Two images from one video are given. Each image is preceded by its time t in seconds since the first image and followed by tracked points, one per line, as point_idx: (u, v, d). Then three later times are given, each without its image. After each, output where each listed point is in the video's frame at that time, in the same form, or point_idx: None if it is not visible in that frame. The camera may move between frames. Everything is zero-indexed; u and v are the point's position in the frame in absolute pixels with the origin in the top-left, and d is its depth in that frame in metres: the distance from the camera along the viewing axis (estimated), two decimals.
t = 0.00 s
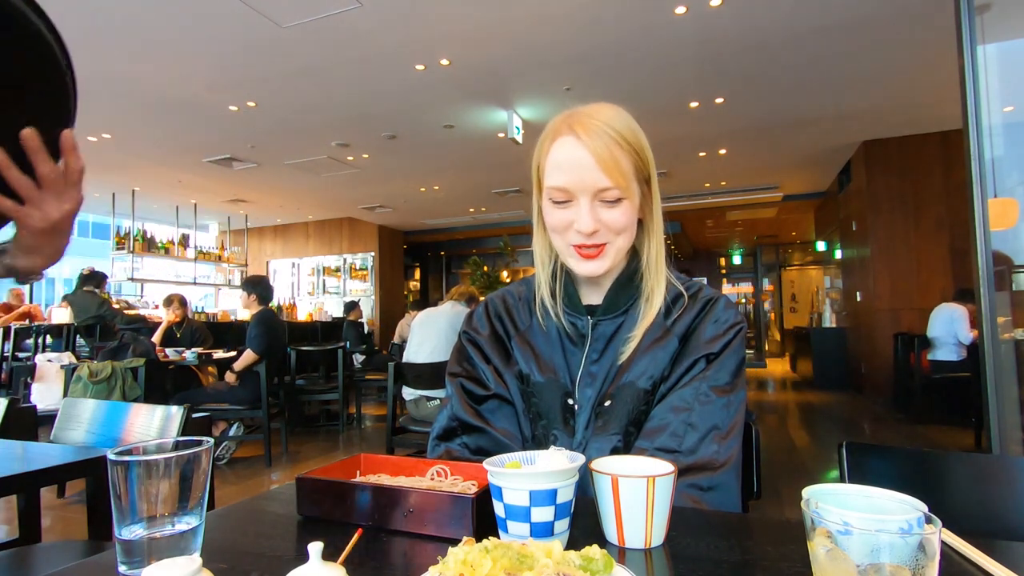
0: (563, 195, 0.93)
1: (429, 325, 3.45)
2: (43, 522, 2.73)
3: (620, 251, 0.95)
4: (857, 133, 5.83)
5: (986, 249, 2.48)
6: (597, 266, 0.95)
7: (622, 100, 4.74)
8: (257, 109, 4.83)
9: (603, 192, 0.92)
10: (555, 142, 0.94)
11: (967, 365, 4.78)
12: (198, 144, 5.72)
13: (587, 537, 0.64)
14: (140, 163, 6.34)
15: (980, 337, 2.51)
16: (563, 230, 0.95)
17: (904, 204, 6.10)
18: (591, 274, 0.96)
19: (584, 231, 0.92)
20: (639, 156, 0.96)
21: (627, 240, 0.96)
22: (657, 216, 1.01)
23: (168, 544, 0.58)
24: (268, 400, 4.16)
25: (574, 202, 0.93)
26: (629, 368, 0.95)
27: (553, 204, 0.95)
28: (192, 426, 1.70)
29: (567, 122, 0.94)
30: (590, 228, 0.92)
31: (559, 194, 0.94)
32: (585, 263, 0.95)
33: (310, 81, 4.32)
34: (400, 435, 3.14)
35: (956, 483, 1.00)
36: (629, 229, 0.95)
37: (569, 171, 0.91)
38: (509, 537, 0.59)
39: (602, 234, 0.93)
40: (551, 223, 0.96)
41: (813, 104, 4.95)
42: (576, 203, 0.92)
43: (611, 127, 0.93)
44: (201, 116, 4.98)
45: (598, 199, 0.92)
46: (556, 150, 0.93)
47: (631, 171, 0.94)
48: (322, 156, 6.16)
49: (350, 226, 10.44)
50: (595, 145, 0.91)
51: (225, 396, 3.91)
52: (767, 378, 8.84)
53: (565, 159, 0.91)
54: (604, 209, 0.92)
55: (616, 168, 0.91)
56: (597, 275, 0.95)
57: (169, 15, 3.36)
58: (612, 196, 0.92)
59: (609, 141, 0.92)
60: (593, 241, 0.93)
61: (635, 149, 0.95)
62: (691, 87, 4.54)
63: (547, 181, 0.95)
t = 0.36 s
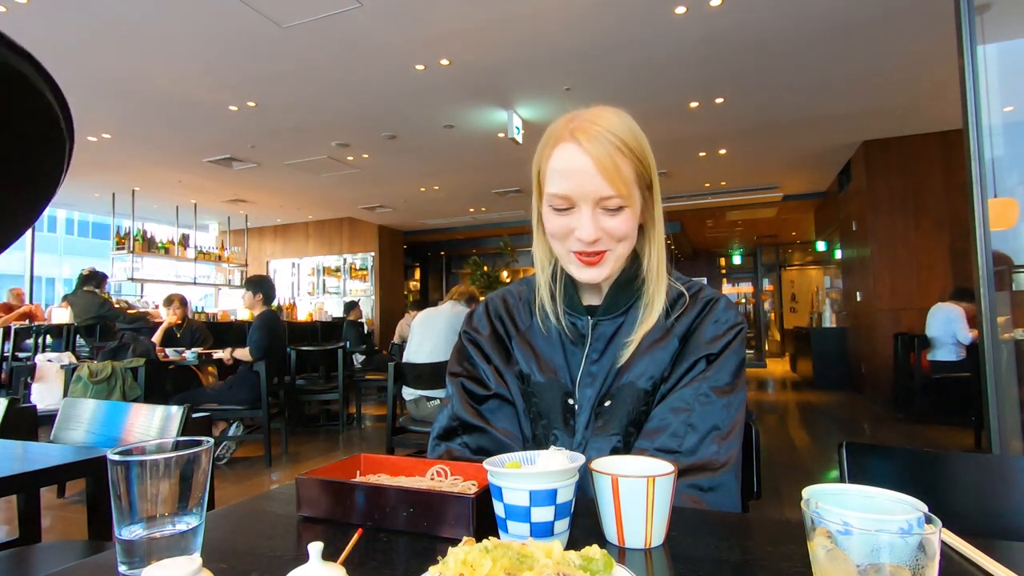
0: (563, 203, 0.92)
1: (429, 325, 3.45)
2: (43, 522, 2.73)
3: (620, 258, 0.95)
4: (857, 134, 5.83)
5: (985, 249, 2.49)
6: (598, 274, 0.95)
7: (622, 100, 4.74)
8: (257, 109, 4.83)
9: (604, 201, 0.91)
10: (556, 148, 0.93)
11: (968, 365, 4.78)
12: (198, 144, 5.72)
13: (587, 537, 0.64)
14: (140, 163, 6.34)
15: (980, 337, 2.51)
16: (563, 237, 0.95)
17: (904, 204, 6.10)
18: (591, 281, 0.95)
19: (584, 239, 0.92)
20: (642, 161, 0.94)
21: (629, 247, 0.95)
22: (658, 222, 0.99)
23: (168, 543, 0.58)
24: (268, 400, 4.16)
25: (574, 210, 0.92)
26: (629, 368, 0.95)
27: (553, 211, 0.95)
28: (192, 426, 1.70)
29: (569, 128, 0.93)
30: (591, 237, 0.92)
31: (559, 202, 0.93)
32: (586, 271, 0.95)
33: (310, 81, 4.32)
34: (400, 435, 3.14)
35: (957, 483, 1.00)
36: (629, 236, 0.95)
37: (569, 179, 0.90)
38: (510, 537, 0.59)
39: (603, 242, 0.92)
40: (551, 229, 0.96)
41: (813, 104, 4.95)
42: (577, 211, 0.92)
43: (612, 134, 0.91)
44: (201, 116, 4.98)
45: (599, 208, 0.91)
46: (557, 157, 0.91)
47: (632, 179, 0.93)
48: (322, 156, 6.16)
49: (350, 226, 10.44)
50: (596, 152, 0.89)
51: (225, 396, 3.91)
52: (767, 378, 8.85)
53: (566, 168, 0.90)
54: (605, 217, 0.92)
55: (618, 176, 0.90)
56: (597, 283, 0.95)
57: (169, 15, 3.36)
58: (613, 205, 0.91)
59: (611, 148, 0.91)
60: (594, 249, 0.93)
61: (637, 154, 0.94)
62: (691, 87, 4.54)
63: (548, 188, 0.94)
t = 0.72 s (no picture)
0: (565, 178, 0.94)
1: (429, 325, 3.45)
2: (43, 522, 2.73)
3: (616, 247, 0.94)
4: (857, 134, 5.83)
5: (985, 249, 2.49)
6: (590, 256, 0.93)
7: (622, 100, 4.74)
8: (257, 109, 4.83)
9: (605, 182, 0.92)
10: (565, 129, 0.95)
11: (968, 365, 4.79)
12: (198, 144, 5.72)
13: (587, 537, 0.65)
14: (140, 163, 6.34)
15: (980, 338, 2.51)
16: (560, 214, 0.95)
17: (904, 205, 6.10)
18: (583, 264, 0.94)
19: (580, 215, 0.92)
20: (648, 156, 0.96)
21: (625, 237, 0.94)
22: (660, 220, 0.98)
23: (168, 543, 0.58)
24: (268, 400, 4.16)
25: (575, 186, 0.93)
26: (629, 369, 0.95)
27: (555, 188, 0.96)
28: (192, 426, 1.70)
29: (582, 111, 0.96)
30: (587, 213, 0.91)
31: (560, 177, 0.94)
32: (578, 251, 0.94)
33: (310, 81, 4.32)
34: (400, 435, 3.14)
35: (957, 483, 1.00)
36: (627, 226, 0.94)
37: (573, 155, 0.92)
38: (510, 537, 0.59)
39: (600, 223, 0.92)
40: (550, 208, 0.96)
41: (813, 104, 4.95)
42: (577, 187, 0.92)
43: (624, 124, 0.93)
44: (201, 116, 4.98)
45: (599, 186, 0.92)
46: (566, 136, 0.94)
47: (637, 168, 0.94)
48: (321, 156, 6.16)
49: (350, 226, 10.44)
50: (605, 136, 0.91)
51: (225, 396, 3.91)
52: (767, 378, 8.86)
53: (574, 145, 0.92)
54: (604, 197, 0.91)
55: (623, 161, 0.92)
56: (589, 265, 0.93)
57: (168, 14, 3.36)
58: (614, 187, 0.92)
59: (619, 133, 0.93)
60: (589, 227, 0.92)
61: (647, 150, 0.95)
62: (691, 87, 4.54)
63: (551, 165, 0.95)
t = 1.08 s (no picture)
0: (557, 164, 0.94)
1: (429, 325, 3.45)
2: (43, 522, 2.73)
3: (612, 228, 0.93)
4: (857, 134, 5.83)
5: (986, 249, 2.49)
6: (587, 236, 0.92)
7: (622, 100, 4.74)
8: (257, 109, 4.83)
9: (594, 163, 0.92)
10: (555, 118, 0.96)
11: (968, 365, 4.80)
12: (198, 144, 5.72)
13: (587, 537, 0.64)
14: (140, 163, 6.34)
15: (980, 338, 2.51)
16: (554, 199, 0.94)
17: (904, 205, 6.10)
18: (579, 247, 0.93)
19: (572, 197, 0.92)
20: (640, 141, 0.96)
21: (620, 218, 0.93)
22: (660, 203, 0.99)
23: (168, 543, 0.58)
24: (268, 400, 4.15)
25: (566, 171, 0.93)
26: (632, 365, 0.94)
27: (548, 175, 0.96)
28: (192, 426, 1.70)
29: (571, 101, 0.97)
30: (579, 193, 0.91)
31: (552, 164, 0.94)
32: (574, 232, 0.93)
33: (310, 81, 4.32)
34: (400, 435, 3.14)
35: (957, 482, 1.00)
36: (622, 206, 0.93)
37: (563, 141, 0.93)
38: (509, 537, 0.59)
39: (594, 204, 0.91)
40: (544, 196, 0.96)
41: (813, 104, 4.95)
42: (568, 171, 0.93)
43: (613, 109, 0.94)
44: (201, 116, 4.98)
45: (590, 168, 0.92)
46: (555, 123, 0.94)
47: (627, 151, 0.94)
48: (322, 156, 6.16)
49: (350, 226, 10.45)
50: (594, 119, 0.92)
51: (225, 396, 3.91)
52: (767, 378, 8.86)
53: (563, 129, 0.93)
54: (595, 178, 0.91)
55: (612, 142, 0.92)
56: (586, 246, 0.92)
57: (168, 14, 3.35)
58: (605, 168, 0.92)
59: (608, 119, 0.93)
60: (583, 208, 0.92)
61: (637, 134, 0.96)
62: (691, 87, 4.54)
63: (543, 154, 0.96)
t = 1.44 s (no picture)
0: (524, 162, 0.94)
1: (429, 325, 3.45)
2: (43, 522, 2.73)
3: (587, 217, 0.93)
4: (857, 134, 5.82)
5: (986, 248, 2.49)
6: (563, 228, 0.93)
7: (622, 100, 4.75)
8: (257, 109, 4.83)
9: (560, 155, 0.92)
10: (518, 118, 0.97)
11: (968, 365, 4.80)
12: (198, 144, 5.72)
13: (586, 537, 0.64)
14: (139, 163, 6.34)
15: (980, 338, 2.51)
16: (526, 196, 0.94)
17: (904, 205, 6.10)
18: (556, 241, 0.93)
19: (542, 191, 0.92)
20: (603, 130, 0.96)
21: (593, 206, 0.93)
22: (627, 190, 0.98)
23: (168, 543, 0.58)
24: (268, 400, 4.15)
25: (534, 167, 0.94)
26: (616, 366, 0.94)
27: (518, 174, 0.96)
28: (193, 426, 1.70)
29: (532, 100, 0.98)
30: (549, 186, 0.91)
31: (520, 163, 0.95)
32: (550, 226, 0.93)
33: (310, 81, 4.32)
34: (400, 435, 3.14)
35: (956, 482, 1.00)
36: (593, 194, 0.93)
37: (526, 139, 0.93)
38: (509, 537, 0.59)
39: (565, 194, 0.91)
40: (517, 195, 0.97)
41: (813, 104, 4.95)
42: (535, 167, 0.93)
43: (572, 103, 0.95)
44: (201, 117, 4.98)
45: (556, 160, 0.92)
46: (519, 123, 0.95)
47: (591, 140, 0.94)
48: (321, 157, 6.16)
49: (350, 226, 10.44)
50: (555, 113, 0.93)
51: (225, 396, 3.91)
52: (767, 378, 8.87)
53: (526, 128, 0.93)
54: (563, 169, 0.91)
55: (576, 134, 0.93)
56: (564, 238, 0.93)
57: (168, 14, 3.35)
58: (571, 159, 0.92)
59: (568, 111, 0.94)
60: (555, 201, 0.92)
61: (600, 123, 0.96)
62: (691, 87, 4.54)
63: (511, 155, 0.97)
